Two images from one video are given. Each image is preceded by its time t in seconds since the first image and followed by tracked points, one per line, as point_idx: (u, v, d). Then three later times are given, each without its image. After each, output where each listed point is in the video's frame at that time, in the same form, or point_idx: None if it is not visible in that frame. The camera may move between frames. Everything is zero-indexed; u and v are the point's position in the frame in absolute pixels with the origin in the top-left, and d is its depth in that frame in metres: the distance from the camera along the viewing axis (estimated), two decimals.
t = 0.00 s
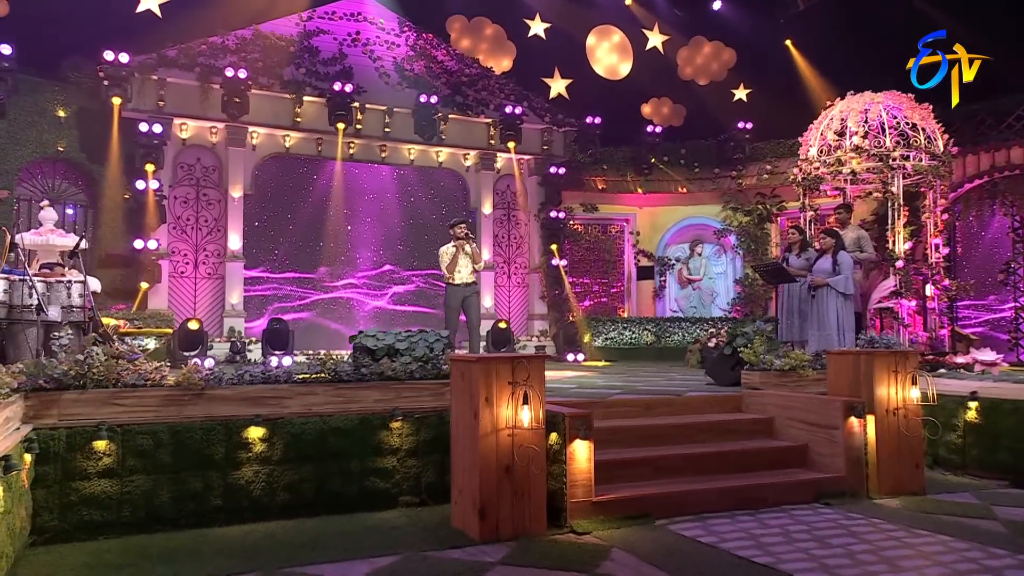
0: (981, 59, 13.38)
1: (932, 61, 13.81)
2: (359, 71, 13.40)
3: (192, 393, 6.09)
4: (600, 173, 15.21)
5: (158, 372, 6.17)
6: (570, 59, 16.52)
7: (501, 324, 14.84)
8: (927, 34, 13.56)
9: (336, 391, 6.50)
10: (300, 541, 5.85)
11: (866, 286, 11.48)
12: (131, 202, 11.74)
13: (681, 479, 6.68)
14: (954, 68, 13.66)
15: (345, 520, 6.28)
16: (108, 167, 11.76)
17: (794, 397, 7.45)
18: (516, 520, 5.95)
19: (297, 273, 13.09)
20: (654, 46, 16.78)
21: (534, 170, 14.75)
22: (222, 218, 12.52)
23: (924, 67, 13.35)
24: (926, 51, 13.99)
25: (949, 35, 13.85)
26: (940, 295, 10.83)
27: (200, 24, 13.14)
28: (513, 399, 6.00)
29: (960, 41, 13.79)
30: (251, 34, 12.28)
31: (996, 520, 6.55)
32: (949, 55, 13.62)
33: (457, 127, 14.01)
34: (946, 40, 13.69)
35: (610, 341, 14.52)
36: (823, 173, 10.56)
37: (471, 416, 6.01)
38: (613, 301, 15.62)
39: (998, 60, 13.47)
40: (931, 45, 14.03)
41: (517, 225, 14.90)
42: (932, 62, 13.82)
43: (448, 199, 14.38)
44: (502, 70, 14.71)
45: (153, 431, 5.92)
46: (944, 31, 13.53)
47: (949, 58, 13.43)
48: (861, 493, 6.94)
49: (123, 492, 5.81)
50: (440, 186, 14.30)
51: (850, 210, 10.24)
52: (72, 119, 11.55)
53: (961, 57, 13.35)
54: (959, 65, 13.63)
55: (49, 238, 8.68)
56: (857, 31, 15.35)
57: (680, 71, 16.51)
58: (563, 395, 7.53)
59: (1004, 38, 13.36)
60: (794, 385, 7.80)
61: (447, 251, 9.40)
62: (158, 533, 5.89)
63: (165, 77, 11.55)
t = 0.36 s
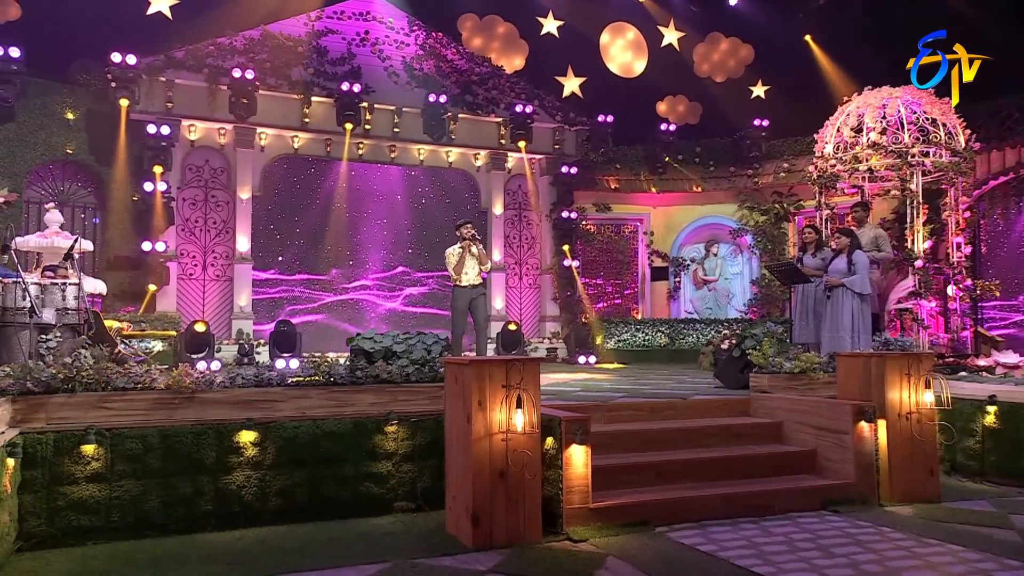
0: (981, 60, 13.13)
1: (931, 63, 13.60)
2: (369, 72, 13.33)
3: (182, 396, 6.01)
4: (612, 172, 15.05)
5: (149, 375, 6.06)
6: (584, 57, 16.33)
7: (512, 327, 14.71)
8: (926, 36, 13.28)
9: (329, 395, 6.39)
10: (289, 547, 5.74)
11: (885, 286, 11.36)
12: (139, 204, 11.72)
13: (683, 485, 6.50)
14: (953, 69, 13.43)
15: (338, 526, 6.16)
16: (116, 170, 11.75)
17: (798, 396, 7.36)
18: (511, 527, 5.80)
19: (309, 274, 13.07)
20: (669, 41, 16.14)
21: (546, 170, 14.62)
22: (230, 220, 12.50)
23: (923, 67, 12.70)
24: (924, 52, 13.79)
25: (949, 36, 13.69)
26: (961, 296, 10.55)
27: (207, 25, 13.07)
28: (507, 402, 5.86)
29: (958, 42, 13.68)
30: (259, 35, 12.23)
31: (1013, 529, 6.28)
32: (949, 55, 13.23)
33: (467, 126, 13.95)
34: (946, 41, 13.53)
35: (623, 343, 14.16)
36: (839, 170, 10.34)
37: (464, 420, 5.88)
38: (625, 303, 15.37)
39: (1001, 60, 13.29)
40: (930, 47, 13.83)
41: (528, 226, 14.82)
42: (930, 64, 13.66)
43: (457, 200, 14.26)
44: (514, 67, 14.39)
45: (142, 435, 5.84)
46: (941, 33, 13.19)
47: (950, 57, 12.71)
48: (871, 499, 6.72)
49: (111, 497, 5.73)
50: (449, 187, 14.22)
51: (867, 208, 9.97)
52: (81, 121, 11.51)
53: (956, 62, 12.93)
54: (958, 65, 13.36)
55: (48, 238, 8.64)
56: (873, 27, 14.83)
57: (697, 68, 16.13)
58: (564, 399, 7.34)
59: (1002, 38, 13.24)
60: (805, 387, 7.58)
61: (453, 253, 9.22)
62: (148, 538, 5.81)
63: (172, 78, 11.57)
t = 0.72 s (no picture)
0: (981, 59, 12.68)
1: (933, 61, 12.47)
2: (379, 74, 13.16)
3: (172, 400, 5.92)
4: (625, 173, 14.81)
5: (139, 379, 5.99)
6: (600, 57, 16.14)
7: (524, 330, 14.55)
8: (926, 36, 11.44)
9: (322, 399, 6.28)
10: (277, 555, 5.63)
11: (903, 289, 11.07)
12: (147, 206, 11.83)
13: (685, 493, 6.33)
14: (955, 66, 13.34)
15: (329, 533, 6.05)
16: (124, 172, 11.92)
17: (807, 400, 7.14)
18: (504, 535, 5.66)
19: (320, 276, 13.06)
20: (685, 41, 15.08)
21: (558, 171, 14.46)
22: (239, 223, 12.46)
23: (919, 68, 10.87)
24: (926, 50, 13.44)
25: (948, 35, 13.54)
26: (984, 297, 10.27)
27: (218, 29, 13.12)
28: (500, 407, 5.73)
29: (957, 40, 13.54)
30: (268, 37, 12.18)
31: None
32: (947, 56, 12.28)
33: (477, 127, 13.79)
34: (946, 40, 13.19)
35: (637, 345, 14.15)
36: (855, 170, 10.07)
37: (456, 424, 5.76)
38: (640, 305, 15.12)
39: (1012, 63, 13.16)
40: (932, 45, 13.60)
41: (539, 226, 14.67)
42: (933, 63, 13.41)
43: (466, 203, 14.13)
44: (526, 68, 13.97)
45: (130, 440, 5.77)
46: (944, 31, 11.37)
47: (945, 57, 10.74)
48: (881, 508, 6.49)
49: (100, 503, 5.66)
50: (458, 189, 14.11)
51: (884, 208, 9.71)
52: (91, 124, 11.64)
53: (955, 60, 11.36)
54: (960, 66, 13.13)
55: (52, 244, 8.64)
56: (897, 21, 14.34)
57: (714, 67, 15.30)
58: (563, 404, 7.14)
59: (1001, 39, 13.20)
60: (814, 392, 7.39)
61: (460, 255, 9.13)
62: (136, 545, 5.74)
63: (181, 81, 11.56)
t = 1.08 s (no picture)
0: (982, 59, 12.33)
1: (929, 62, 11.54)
2: (390, 76, 13.11)
3: (163, 406, 5.84)
4: (641, 175, 14.52)
5: (130, 385, 5.91)
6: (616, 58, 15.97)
7: (536, 335, 14.39)
8: (923, 36, 10.71)
9: (316, 405, 6.18)
10: (264, 564, 5.53)
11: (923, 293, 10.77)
12: (159, 210, 11.67)
13: (686, 502, 6.14)
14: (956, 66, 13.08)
15: (320, 542, 5.95)
16: (133, 174, 11.99)
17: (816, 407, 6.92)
18: (496, 545, 5.52)
19: (333, 280, 12.99)
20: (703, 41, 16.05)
21: (571, 173, 14.27)
22: (248, 227, 12.45)
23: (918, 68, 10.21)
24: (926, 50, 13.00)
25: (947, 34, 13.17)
26: (1011, 301, 9.91)
27: (228, 33, 13.11)
28: (492, 414, 5.60)
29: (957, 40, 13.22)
30: (278, 39, 12.22)
31: None
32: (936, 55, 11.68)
33: (488, 129, 13.65)
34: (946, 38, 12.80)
35: (652, 350, 13.84)
36: (874, 170, 9.82)
37: (447, 431, 5.63)
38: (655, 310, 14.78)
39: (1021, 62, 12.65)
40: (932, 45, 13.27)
41: (551, 230, 14.51)
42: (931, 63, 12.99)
43: (477, 206, 13.99)
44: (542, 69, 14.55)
45: (119, 446, 5.70)
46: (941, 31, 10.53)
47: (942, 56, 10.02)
48: (892, 520, 6.25)
49: (88, 510, 5.60)
50: (468, 191, 13.98)
51: (904, 209, 9.43)
52: (101, 129, 11.71)
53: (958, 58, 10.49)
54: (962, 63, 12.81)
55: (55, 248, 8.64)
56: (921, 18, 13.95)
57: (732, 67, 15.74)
58: (562, 410, 6.94)
59: (1001, 37, 12.64)
60: (825, 399, 7.11)
61: (466, 258, 9.06)
62: (124, 553, 5.67)
63: (190, 85, 11.59)
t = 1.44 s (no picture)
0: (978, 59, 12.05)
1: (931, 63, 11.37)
2: (399, 79, 13.13)
3: (154, 412, 5.77)
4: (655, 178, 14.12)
5: (120, 390, 5.84)
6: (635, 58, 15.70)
7: (549, 340, 14.19)
8: (928, 34, 10.60)
9: (310, 411, 6.10)
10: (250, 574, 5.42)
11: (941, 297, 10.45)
12: (168, 216, 11.91)
13: (687, 513, 5.96)
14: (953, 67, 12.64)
15: (312, 551, 5.84)
16: (145, 179, 11.88)
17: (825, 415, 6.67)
18: (488, 555, 5.38)
19: (346, 286, 12.95)
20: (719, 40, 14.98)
21: (585, 176, 14.08)
22: (259, 231, 12.44)
23: (919, 68, 10.30)
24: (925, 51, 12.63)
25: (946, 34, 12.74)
26: None
27: (240, 38, 12.92)
28: (483, 421, 5.47)
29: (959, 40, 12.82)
30: (288, 44, 12.10)
31: None
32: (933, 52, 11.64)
33: (500, 132, 13.54)
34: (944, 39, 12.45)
35: (665, 357, 12.99)
36: (892, 170, 9.66)
37: (439, 438, 5.52)
38: (670, 314, 14.46)
39: None
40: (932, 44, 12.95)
41: (563, 233, 14.41)
42: (928, 64, 12.60)
43: (487, 210, 13.83)
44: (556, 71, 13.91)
45: (108, 453, 5.63)
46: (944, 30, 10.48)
47: (945, 56, 9.97)
48: (902, 532, 6.01)
49: (76, 518, 5.53)
50: (478, 194, 13.84)
51: (922, 212, 9.21)
52: (112, 134, 11.70)
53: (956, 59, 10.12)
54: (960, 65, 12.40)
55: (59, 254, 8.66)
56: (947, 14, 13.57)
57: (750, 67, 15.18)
58: (560, 418, 6.74)
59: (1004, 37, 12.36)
60: (835, 407, 6.86)
61: (471, 263, 9.05)
62: (113, 561, 5.59)
63: (200, 90, 11.62)
